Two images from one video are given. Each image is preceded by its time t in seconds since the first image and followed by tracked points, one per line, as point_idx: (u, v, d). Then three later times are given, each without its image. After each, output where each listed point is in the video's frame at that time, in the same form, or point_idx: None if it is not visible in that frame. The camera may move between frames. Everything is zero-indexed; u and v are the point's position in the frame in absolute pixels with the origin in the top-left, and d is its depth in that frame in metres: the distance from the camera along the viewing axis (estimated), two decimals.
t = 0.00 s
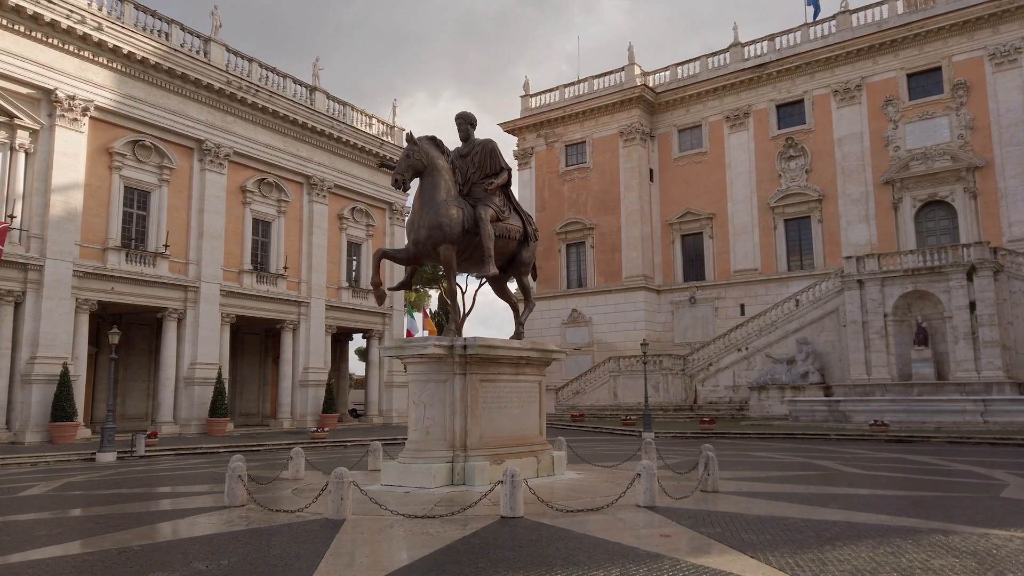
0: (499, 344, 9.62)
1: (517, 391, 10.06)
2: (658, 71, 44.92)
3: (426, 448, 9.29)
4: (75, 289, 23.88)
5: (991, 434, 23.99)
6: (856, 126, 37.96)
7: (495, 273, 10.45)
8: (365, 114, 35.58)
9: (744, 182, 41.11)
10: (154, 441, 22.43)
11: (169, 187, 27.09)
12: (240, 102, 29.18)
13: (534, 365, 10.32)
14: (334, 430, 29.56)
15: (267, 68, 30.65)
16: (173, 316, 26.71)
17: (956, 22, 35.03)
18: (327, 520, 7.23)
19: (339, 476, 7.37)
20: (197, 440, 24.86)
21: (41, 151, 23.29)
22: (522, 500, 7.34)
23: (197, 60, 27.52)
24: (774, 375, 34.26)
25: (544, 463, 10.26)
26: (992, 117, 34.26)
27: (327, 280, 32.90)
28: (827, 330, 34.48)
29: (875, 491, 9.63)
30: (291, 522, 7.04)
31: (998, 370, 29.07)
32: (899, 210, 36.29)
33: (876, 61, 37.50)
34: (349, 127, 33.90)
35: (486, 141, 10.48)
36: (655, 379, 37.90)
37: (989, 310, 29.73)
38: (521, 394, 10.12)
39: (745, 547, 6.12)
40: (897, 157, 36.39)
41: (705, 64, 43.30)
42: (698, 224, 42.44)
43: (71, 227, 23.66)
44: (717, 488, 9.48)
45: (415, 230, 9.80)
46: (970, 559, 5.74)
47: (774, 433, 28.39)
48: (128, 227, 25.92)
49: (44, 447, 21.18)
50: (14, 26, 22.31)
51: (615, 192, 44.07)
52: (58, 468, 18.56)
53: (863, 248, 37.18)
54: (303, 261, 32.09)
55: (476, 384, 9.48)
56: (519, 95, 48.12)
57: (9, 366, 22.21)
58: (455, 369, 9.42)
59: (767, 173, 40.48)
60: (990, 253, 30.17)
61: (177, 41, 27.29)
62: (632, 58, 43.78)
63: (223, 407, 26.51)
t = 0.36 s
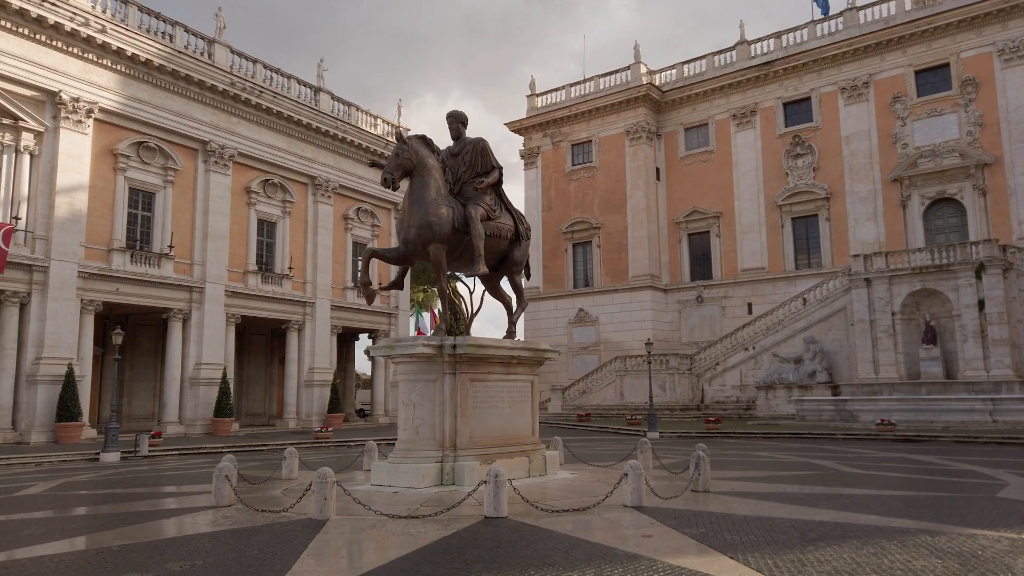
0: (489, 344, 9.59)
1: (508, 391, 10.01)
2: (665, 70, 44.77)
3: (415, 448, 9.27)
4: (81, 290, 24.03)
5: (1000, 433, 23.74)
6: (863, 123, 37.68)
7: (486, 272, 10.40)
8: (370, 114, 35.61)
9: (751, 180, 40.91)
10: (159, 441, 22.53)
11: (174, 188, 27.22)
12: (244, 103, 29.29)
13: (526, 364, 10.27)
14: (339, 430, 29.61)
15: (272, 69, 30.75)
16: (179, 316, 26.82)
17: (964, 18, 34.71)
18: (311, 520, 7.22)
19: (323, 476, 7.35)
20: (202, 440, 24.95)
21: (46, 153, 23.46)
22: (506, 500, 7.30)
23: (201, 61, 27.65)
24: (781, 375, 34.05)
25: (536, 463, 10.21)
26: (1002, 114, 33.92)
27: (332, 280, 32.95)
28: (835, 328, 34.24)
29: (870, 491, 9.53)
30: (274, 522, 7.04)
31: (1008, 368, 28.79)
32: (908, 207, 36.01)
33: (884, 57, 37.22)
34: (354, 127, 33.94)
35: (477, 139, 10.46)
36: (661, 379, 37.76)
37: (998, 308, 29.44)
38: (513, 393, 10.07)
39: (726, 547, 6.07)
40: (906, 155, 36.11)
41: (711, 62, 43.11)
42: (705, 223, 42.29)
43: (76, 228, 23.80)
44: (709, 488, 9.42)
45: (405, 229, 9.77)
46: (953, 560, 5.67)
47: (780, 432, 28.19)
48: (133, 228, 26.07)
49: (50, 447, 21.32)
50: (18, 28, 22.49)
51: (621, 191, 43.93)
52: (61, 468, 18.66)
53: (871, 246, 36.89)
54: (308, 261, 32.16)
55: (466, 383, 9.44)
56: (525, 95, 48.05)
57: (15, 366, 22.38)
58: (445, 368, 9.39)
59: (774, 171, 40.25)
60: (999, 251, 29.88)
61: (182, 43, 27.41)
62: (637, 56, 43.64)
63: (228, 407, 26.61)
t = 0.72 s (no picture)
0: (485, 342, 9.52)
1: (505, 390, 9.94)
2: (676, 67, 44.52)
3: (410, 447, 9.22)
4: (92, 290, 24.22)
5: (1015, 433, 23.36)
6: (878, 119, 37.24)
7: (483, 270, 10.34)
8: (380, 114, 35.64)
9: (763, 177, 40.57)
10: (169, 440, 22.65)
11: (184, 188, 27.39)
12: (254, 104, 29.42)
13: (523, 363, 10.20)
14: (349, 429, 29.66)
15: (282, 69, 30.84)
16: (189, 316, 26.97)
17: (980, 12, 34.22)
18: (298, 520, 7.19)
19: (312, 476, 7.31)
20: (212, 439, 25.06)
21: (57, 154, 23.68)
22: (496, 500, 7.23)
23: (211, 63, 27.81)
24: (794, 374, 33.73)
25: (534, 463, 10.14)
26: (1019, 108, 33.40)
27: (342, 280, 33.02)
28: (849, 327, 33.89)
29: (872, 492, 9.37)
30: (261, 521, 7.01)
31: None
32: (923, 204, 35.54)
33: (898, 52, 36.78)
34: (363, 127, 34.00)
35: (473, 137, 10.41)
36: (674, 378, 37.52)
37: (1016, 306, 28.99)
38: (510, 392, 10.00)
39: (713, 548, 5.98)
40: (921, 151, 35.66)
41: (723, 59, 42.80)
42: (717, 221, 42.02)
43: (87, 229, 24.00)
44: (707, 488, 9.32)
45: (400, 227, 9.72)
46: (945, 562, 5.55)
47: (793, 432, 27.92)
48: (143, 229, 26.26)
49: (61, 446, 21.49)
50: (29, 31, 22.70)
51: (633, 189, 43.71)
52: (72, 466, 18.82)
53: (886, 243, 36.45)
54: (318, 261, 32.25)
55: (461, 382, 9.39)
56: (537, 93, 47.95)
57: (28, 366, 22.60)
58: (440, 367, 9.33)
59: (787, 168, 39.89)
60: (1016, 247, 29.41)
61: (192, 44, 27.56)
62: (649, 53, 43.41)
63: (239, 406, 26.73)
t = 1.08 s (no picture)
0: (484, 341, 9.45)
1: (505, 389, 9.86)
2: (691, 64, 44.21)
3: (407, 447, 9.18)
4: (106, 290, 24.41)
5: None
6: (895, 114, 36.73)
7: (483, 269, 10.26)
8: (392, 113, 35.66)
9: (779, 174, 40.17)
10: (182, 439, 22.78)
11: (197, 189, 27.57)
12: (267, 104, 29.55)
13: (524, 362, 10.11)
14: (362, 428, 29.73)
15: (294, 69, 30.93)
16: (203, 316, 27.14)
17: (1000, 4, 33.66)
18: (289, 521, 7.15)
19: (304, 475, 7.27)
20: (225, 437, 25.21)
21: (71, 155, 23.90)
22: (488, 500, 7.16)
23: (224, 63, 27.95)
24: (811, 372, 33.37)
25: (534, 462, 10.06)
26: None
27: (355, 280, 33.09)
28: (866, 325, 33.48)
29: (878, 493, 9.19)
30: (253, 522, 6.99)
31: None
32: (942, 200, 35.03)
33: (916, 47, 36.25)
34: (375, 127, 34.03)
35: (473, 134, 10.34)
36: (689, 377, 37.25)
37: None
38: (509, 391, 9.92)
39: (703, 550, 5.87)
40: (940, 146, 35.14)
41: (738, 55, 42.43)
42: (733, 218, 41.70)
43: (101, 229, 24.21)
44: (708, 488, 9.19)
45: (398, 226, 9.65)
46: (940, 566, 5.42)
47: (808, 431, 27.59)
48: (157, 229, 26.46)
49: (75, 445, 21.67)
50: (43, 33, 22.91)
51: (647, 187, 43.46)
52: (85, 464, 18.98)
53: (904, 240, 35.96)
54: (331, 261, 32.34)
55: (459, 381, 9.32)
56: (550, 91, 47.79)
57: (43, 365, 22.82)
58: (438, 366, 9.27)
59: (803, 164, 39.49)
60: None
61: (204, 45, 27.70)
62: (663, 50, 43.13)
63: (252, 405, 26.86)
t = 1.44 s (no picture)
0: (481, 341, 9.39)
1: (503, 389, 9.80)
2: (706, 61, 43.91)
3: (404, 447, 9.15)
4: (121, 291, 24.66)
5: None
6: (914, 110, 36.22)
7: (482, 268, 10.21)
8: (406, 114, 35.71)
9: (796, 172, 39.76)
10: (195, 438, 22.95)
11: (211, 190, 27.79)
12: (280, 106, 29.72)
13: (523, 361, 10.04)
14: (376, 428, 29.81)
15: (307, 71, 31.07)
16: (217, 316, 27.33)
17: None
18: (279, 521, 7.14)
19: (294, 475, 7.25)
20: (239, 437, 25.37)
21: (86, 158, 24.19)
22: (478, 501, 7.10)
23: (237, 66, 28.13)
24: (828, 372, 32.98)
25: (533, 463, 9.99)
26: None
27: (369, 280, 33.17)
28: (885, 324, 33.02)
29: (881, 494, 9.02)
30: (243, 523, 6.98)
31: None
32: (962, 196, 34.48)
33: (935, 41, 35.72)
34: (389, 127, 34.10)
35: (471, 133, 10.31)
36: (704, 376, 36.99)
37: None
38: (508, 391, 9.86)
39: (690, 552, 5.78)
40: (960, 142, 34.59)
41: (754, 52, 42.06)
42: (749, 216, 41.35)
43: (116, 230, 24.47)
44: (707, 489, 9.07)
45: (395, 225, 9.62)
46: (932, 570, 5.29)
47: (824, 431, 27.26)
48: (171, 231, 26.70)
49: (90, 444, 21.89)
50: (58, 37, 23.20)
51: (662, 186, 43.19)
52: (98, 462, 19.15)
53: (923, 238, 35.44)
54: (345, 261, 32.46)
55: (456, 381, 9.27)
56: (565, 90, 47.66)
57: (59, 365, 23.10)
58: (435, 366, 9.23)
59: (820, 162, 39.05)
60: None
61: (218, 48, 27.91)
62: (678, 47, 42.86)
63: (266, 405, 27.01)
